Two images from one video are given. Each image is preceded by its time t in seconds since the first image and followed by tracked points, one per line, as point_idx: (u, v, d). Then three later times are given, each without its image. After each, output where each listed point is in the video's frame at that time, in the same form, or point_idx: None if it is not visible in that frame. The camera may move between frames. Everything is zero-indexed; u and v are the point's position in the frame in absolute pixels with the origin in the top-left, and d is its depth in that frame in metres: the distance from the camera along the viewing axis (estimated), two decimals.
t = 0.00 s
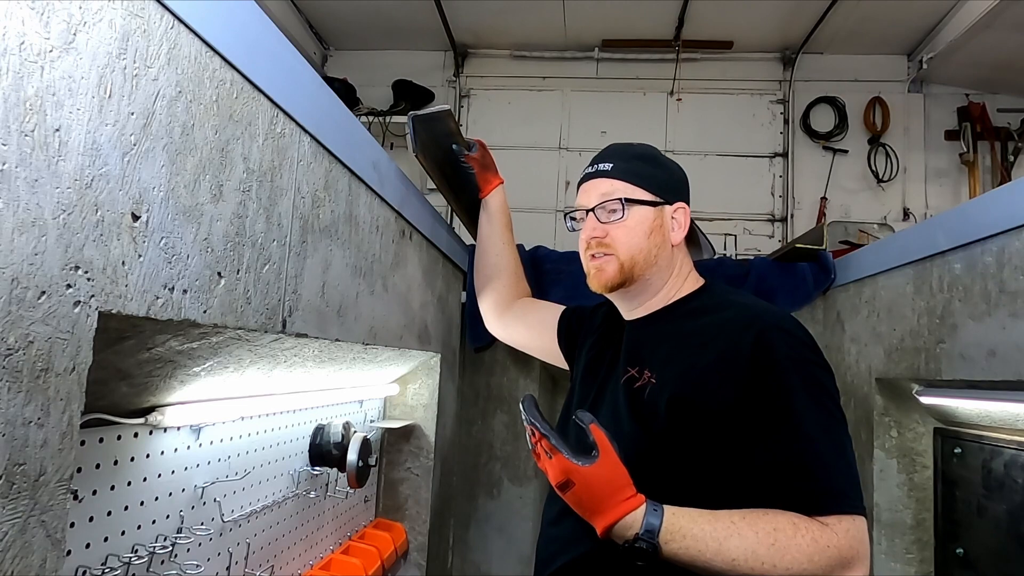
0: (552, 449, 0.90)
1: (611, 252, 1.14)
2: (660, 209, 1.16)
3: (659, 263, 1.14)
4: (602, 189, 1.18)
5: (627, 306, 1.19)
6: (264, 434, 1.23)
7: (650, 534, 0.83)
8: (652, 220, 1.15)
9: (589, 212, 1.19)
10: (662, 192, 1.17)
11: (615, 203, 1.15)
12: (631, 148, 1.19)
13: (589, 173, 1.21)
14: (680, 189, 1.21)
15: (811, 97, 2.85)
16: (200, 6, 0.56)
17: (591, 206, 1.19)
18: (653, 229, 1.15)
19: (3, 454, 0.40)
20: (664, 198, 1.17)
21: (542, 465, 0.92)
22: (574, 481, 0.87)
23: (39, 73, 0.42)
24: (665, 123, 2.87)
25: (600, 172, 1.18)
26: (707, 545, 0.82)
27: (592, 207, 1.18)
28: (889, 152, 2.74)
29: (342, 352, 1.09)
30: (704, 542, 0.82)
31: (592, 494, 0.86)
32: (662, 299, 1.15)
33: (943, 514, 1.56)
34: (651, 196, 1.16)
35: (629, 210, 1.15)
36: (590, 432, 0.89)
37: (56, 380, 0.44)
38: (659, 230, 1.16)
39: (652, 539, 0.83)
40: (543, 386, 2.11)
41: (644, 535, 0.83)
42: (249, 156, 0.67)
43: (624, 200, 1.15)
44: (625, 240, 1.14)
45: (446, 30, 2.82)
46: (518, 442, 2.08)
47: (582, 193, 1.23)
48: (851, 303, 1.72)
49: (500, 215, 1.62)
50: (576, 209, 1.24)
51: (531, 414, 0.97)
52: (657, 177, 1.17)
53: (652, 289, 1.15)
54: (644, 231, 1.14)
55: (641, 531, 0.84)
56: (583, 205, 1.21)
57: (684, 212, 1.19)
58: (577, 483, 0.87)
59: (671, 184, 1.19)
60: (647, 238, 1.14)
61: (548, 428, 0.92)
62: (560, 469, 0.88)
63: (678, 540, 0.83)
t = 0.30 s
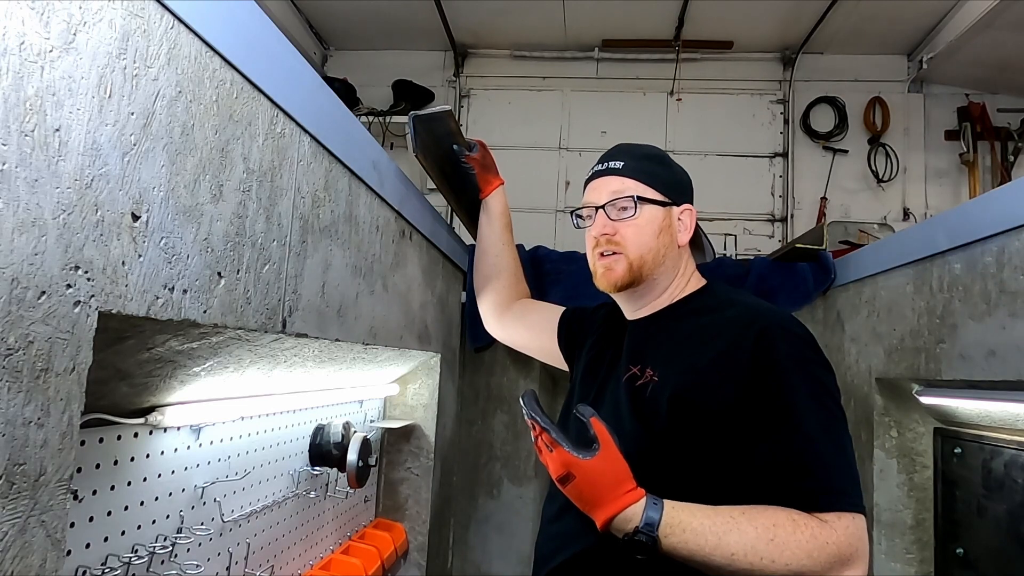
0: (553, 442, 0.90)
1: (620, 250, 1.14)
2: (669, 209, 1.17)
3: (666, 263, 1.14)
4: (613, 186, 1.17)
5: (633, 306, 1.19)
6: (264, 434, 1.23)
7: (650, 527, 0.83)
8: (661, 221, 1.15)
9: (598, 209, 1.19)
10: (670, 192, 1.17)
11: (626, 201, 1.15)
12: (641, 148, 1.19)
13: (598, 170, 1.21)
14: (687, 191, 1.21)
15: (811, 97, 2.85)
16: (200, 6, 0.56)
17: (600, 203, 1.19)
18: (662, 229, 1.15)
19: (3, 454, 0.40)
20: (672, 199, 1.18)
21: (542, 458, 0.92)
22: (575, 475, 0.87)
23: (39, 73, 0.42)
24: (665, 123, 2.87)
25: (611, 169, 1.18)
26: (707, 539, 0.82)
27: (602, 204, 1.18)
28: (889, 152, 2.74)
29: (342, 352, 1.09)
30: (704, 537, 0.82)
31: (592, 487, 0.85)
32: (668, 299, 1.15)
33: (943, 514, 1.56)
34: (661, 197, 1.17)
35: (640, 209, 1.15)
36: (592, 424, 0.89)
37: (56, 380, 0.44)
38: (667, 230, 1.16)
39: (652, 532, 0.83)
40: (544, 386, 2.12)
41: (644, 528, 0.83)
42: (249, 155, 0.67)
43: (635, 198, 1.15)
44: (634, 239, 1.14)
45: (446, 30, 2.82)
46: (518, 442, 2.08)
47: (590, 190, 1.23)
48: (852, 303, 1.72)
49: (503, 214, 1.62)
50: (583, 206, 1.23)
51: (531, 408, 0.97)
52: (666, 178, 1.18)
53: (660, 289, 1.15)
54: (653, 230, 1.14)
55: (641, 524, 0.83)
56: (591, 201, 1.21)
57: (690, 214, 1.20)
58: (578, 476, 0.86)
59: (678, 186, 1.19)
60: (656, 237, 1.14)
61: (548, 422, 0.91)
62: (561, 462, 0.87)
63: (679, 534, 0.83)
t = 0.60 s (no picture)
0: (555, 439, 0.91)
1: (623, 251, 1.14)
2: (672, 210, 1.17)
3: (669, 263, 1.14)
4: (616, 187, 1.17)
5: (636, 305, 1.19)
6: (264, 434, 1.23)
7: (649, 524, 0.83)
8: (664, 221, 1.15)
9: (602, 209, 1.19)
10: (674, 193, 1.17)
11: (629, 201, 1.15)
12: (645, 148, 1.19)
13: (603, 170, 1.21)
14: (690, 191, 1.21)
15: (811, 97, 2.85)
16: (199, 5, 0.56)
17: (604, 204, 1.18)
18: (665, 230, 1.15)
19: (3, 454, 0.40)
20: (676, 199, 1.18)
21: (544, 455, 0.93)
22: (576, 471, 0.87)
23: (39, 73, 0.42)
24: (665, 123, 2.87)
25: (615, 170, 1.18)
26: (710, 536, 0.82)
27: (605, 204, 1.18)
28: (889, 152, 2.74)
29: (342, 352, 1.09)
30: (705, 533, 0.82)
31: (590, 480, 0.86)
32: (670, 300, 1.15)
33: (943, 514, 1.56)
34: (664, 197, 1.16)
35: (643, 210, 1.15)
36: (594, 420, 0.90)
37: (56, 380, 0.44)
38: (670, 230, 1.16)
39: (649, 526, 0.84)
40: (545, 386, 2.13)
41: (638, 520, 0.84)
42: (249, 155, 0.67)
43: (638, 198, 1.15)
44: (637, 239, 1.14)
45: (446, 30, 2.82)
46: (518, 442, 2.08)
47: (595, 190, 1.23)
48: (852, 303, 1.72)
49: (504, 215, 1.63)
50: (587, 205, 1.24)
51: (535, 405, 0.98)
52: (670, 178, 1.18)
53: (662, 289, 1.15)
54: (656, 230, 1.14)
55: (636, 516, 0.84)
56: (595, 201, 1.21)
57: (694, 215, 1.19)
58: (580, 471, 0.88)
59: (681, 185, 1.19)
60: (659, 238, 1.14)
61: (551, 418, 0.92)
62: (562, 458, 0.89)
63: (681, 531, 0.82)
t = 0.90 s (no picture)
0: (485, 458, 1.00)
1: (625, 253, 1.15)
2: (675, 212, 1.16)
3: (672, 265, 1.14)
4: (617, 191, 1.18)
5: (640, 307, 1.20)
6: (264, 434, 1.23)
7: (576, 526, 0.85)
8: (667, 223, 1.15)
9: (604, 213, 1.19)
10: (676, 194, 1.17)
11: (631, 205, 1.16)
12: (647, 151, 1.19)
13: (604, 174, 1.21)
14: (694, 192, 1.21)
15: (811, 97, 2.85)
16: (199, 5, 0.56)
17: (606, 208, 1.19)
18: (669, 232, 1.15)
19: (3, 454, 0.40)
20: (678, 201, 1.17)
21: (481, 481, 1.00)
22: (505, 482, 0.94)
23: (39, 73, 0.41)
24: (665, 122, 2.87)
25: (616, 174, 1.18)
26: (654, 523, 0.82)
27: (607, 209, 1.19)
28: (890, 152, 2.74)
29: (342, 352, 1.09)
30: (648, 524, 0.82)
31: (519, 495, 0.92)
32: (673, 301, 1.15)
33: (943, 514, 1.56)
34: (666, 199, 1.16)
35: (646, 212, 1.15)
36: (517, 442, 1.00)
37: (56, 379, 0.44)
38: (673, 232, 1.16)
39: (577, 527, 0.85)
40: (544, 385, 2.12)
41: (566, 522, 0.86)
42: (249, 155, 0.67)
43: (640, 202, 1.15)
44: (639, 242, 1.14)
45: (446, 30, 2.82)
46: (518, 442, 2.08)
47: (596, 194, 1.23)
48: (852, 303, 1.72)
49: (505, 215, 1.63)
50: (590, 209, 1.24)
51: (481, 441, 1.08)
52: (671, 179, 1.17)
53: (666, 291, 1.16)
54: (658, 233, 1.14)
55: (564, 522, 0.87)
56: (598, 206, 1.21)
57: (697, 216, 1.19)
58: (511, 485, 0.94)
59: (684, 186, 1.18)
60: (661, 240, 1.14)
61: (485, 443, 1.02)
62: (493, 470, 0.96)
63: (624, 531, 0.82)
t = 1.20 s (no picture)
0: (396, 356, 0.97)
1: (629, 253, 1.15)
2: (680, 210, 1.16)
3: (676, 264, 1.14)
4: (623, 190, 1.17)
5: (644, 304, 1.21)
6: (264, 434, 1.23)
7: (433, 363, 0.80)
8: (672, 222, 1.15)
9: (609, 212, 1.19)
10: (680, 193, 1.16)
11: (635, 204, 1.16)
12: (653, 148, 1.18)
13: (609, 172, 1.21)
14: (699, 191, 1.20)
15: (811, 97, 2.85)
16: (199, 5, 0.56)
17: (610, 205, 1.19)
18: (673, 231, 1.15)
19: (3, 454, 0.40)
20: (683, 199, 1.17)
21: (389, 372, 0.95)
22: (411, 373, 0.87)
23: (39, 73, 0.42)
24: (665, 122, 2.87)
25: (621, 172, 1.18)
26: (489, 383, 0.76)
27: (611, 206, 1.19)
28: (889, 152, 2.74)
29: (342, 352, 1.09)
30: (483, 383, 0.76)
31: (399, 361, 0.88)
32: (676, 299, 1.16)
33: (943, 514, 1.56)
34: (671, 197, 1.16)
35: (650, 211, 1.15)
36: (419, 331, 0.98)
37: (56, 380, 0.44)
38: (678, 230, 1.16)
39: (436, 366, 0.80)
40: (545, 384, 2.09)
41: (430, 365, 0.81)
42: (249, 155, 0.67)
43: (645, 201, 1.15)
44: (644, 241, 1.14)
45: (446, 30, 2.82)
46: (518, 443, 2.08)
47: (601, 191, 1.23)
48: (852, 303, 1.73)
49: (506, 213, 1.63)
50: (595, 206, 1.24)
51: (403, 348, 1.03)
52: (675, 177, 1.17)
53: (669, 289, 1.16)
54: (663, 232, 1.14)
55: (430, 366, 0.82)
56: (602, 204, 1.21)
57: (702, 214, 1.19)
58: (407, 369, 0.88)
59: (689, 185, 1.18)
60: (665, 239, 1.14)
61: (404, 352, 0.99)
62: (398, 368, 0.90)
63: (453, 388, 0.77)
